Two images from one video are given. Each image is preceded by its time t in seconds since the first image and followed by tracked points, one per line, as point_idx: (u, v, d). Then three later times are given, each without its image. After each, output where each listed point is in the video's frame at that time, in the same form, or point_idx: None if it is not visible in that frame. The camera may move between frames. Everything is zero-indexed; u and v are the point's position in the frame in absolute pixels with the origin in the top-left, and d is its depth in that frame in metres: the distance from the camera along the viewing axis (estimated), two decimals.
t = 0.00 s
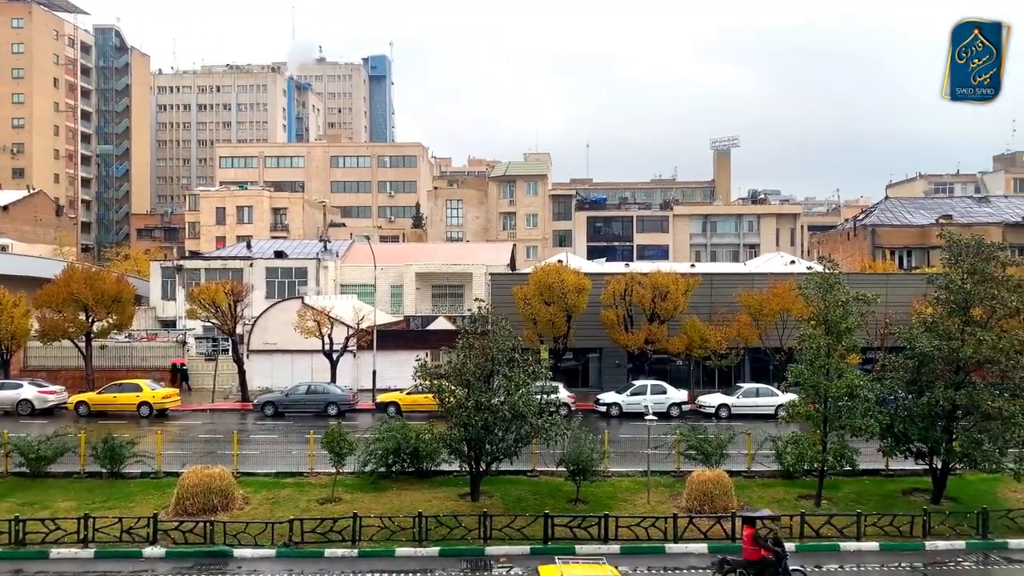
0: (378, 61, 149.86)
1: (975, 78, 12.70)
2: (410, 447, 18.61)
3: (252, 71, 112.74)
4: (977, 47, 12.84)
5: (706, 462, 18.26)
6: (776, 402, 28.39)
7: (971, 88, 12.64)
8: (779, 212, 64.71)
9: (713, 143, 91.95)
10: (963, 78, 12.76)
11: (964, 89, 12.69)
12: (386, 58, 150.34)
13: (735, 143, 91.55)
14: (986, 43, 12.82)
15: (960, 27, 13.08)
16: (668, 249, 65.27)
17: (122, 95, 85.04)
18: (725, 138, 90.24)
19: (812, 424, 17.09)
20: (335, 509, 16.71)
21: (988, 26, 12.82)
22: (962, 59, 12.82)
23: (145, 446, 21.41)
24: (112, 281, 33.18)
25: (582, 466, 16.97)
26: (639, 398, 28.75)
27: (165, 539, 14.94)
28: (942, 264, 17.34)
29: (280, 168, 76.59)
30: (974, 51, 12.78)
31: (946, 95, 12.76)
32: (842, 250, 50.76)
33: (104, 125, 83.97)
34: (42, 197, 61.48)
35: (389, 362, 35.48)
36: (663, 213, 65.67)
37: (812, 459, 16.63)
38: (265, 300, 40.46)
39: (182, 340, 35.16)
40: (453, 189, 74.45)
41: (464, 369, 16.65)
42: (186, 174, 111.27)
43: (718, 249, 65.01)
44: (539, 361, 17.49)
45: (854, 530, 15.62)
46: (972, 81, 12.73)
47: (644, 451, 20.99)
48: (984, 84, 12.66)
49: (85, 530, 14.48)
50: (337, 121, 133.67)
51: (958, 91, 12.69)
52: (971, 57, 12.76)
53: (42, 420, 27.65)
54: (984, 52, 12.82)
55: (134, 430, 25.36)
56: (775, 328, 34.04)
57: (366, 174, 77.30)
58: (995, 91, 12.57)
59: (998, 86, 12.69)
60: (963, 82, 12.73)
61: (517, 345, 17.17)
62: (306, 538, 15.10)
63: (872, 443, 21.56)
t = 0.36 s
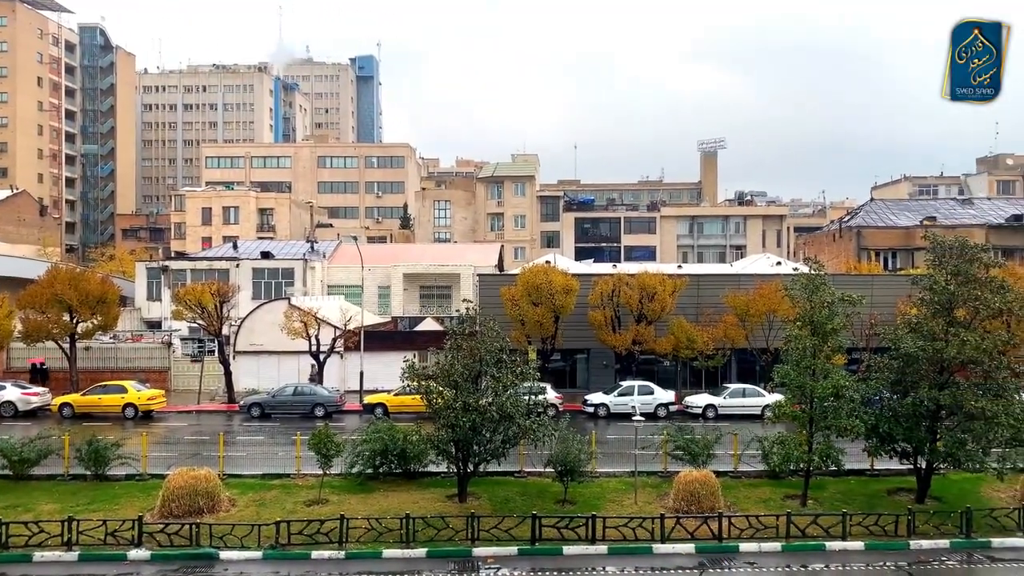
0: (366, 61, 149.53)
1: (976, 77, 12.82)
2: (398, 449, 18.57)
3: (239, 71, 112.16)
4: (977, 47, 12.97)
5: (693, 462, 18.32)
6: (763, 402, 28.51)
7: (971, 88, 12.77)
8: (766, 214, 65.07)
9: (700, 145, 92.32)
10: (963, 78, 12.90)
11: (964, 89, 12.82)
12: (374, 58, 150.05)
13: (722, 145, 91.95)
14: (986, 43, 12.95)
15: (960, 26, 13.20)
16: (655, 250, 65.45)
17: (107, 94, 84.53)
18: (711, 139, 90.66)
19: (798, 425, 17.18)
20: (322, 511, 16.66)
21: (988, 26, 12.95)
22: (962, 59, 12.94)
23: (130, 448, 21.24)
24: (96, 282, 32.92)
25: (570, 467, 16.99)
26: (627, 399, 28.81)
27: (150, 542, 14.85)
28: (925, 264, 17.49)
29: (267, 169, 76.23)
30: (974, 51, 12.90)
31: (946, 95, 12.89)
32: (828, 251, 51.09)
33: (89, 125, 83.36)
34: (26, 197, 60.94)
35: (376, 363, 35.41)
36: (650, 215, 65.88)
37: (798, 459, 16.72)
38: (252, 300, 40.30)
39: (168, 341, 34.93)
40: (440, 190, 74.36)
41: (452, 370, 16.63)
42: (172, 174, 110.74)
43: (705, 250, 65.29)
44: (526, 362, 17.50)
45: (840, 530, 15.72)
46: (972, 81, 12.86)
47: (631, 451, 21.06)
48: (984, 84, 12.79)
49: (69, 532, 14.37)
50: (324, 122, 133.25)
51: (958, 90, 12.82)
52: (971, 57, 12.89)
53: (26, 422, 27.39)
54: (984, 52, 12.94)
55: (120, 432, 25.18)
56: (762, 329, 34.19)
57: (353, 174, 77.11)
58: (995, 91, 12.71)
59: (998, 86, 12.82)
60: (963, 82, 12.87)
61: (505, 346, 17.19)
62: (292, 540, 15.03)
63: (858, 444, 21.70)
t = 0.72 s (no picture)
0: (352, 61, 149.01)
1: (976, 77, 12.96)
2: (384, 450, 18.50)
3: (224, 71, 111.48)
4: (978, 47, 13.11)
5: (679, 462, 18.38)
6: (748, 402, 28.65)
7: (971, 88, 12.92)
8: (751, 215, 65.40)
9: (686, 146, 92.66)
10: (964, 78, 13.03)
11: (964, 89, 12.97)
12: (360, 58, 149.61)
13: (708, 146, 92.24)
14: (987, 43, 13.08)
15: (960, 26, 13.35)
16: (641, 250, 65.60)
17: (91, 93, 83.89)
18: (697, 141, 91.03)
19: (783, 425, 17.28)
20: (308, 513, 16.58)
21: (988, 26, 13.08)
22: (962, 59, 13.08)
23: (113, 450, 21.06)
24: (79, 283, 32.64)
25: (557, 468, 17.00)
26: (613, 399, 28.87)
27: (134, 544, 14.74)
28: (909, 265, 17.62)
29: (252, 169, 75.82)
30: (974, 51, 13.03)
31: (946, 95, 13.04)
32: (812, 252, 51.41)
33: (72, 124, 82.67)
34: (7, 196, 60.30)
35: (363, 364, 35.30)
36: (637, 215, 66.05)
37: (783, 459, 16.82)
38: (237, 301, 40.07)
39: (152, 342, 34.65)
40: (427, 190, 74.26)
41: (439, 371, 16.60)
42: (156, 174, 110.12)
43: (691, 251, 65.53)
44: (513, 362, 17.48)
45: (824, 529, 15.83)
46: (972, 81, 12.99)
47: (618, 451, 21.09)
48: (984, 84, 12.92)
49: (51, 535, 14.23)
50: (310, 122, 132.76)
51: (958, 90, 12.97)
52: (971, 57, 13.03)
53: (7, 424, 27.10)
54: (984, 52, 13.08)
55: (103, 434, 24.96)
56: (747, 329, 34.35)
57: (340, 174, 76.87)
58: (995, 91, 12.85)
59: (998, 85, 12.95)
60: (963, 82, 13.01)
61: (492, 347, 17.17)
62: (278, 542, 14.95)
63: (843, 444, 21.84)
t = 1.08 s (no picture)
0: (338, 62, 148.47)
1: (976, 77, 13.08)
2: (371, 451, 18.44)
3: (209, 71, 110.87)
4: (978, 47, 13.22)
5: (665, 462, 18.44)
6: (734, 403, 28.77)
7: (971, 88, 13.03)
8: (736, 216, 65.73)
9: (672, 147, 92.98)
10: (963, 79, 13.15)
11: (964, 89, 13.09)
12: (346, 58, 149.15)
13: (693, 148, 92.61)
14: (986, 43, 13.19)
15: (960, 26, 13.45)
16: (628, 252, 65.76)
17: (74, 93, 83.20)
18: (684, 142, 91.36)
19: (768, 425, 17.37)
20: (294, 515, 16.50)
21: (988, 26, 13.19)
22: (962, 59, 13.18)
23: (96, 453, 20.87)
24: (62, 284, 32.35)
25: (543, 469, 17.02)
26: (600, 400, 28.91)
27: (117, 548, 14.61)
28: (893, 267, 17.76)
29: (237, 169, 75.40)
30: (974, 51, 13.14)
31: (946, 95, 13.16)
32: (798, 253, 51.73)
33: (55, 124, 81.97)
34: None
35: (349, 366, 35.18)
36: (623, 217, 66.22)
37: (769, 459, 16.92)
38: (222, 302, 39.86)
39: (136, 344, 34.38)
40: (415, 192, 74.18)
41: (426, 372, 16.58)
42: (141, 175, 109.48)
43: (677, 252, 65.73)
44: (500, 364, 17.48)
45: (810, 529, 15.91)
46: (972, 81, 13.11)
47: (604, 452, 21.12)
48: (984, 84, 13.04)
49: (34, 539, 14.08)
50: (296, 123, 132.21)
51: (958, 90, 13.10)
52: (971, 57, 13.13)
53: None
54: (984, 52, 13.20)
55: (86, 436, 24.74)
56: (733, 330, 34.49)
57: (326, 175, 76.61)
58: (995, 91, 12.97)
59: (998, 86, 13.07)
60: (963, 82, 13.12)
61: (479, 348, 17.16)
62: (264, 544, 14.89)
63: (828, 443, 22.00)
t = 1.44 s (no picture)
0: (324, 62, 147.95)
1: (976, 78, 13.39)
2: (357, 453, 18.38)
3: (195, 70, 110.24)
4: (978, 47, 13.55)
5: (652, 463, 18.50)
6: (720, 403, 28.90)
7: (971, 87, 13.34)
8: (723, 218, 66.04)
9: (659, 149, 93.32)
10: (964, 78, 13.45)
11: (964, 88, 13.39)
12: (332, 58, 148.71)
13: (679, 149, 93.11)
14: (987, 43, 13.53)
15: (961, 27, 13.79)
16: (614, 253, 65.93)
17: (57, 92, 82.48)
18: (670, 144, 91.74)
19: (754, 425, 17.46)
20: (280, 517, 16.42)
21: (988, 26, 13.53)
22: (962, 59, 13.52)
23: (80, 455, 20.70)
24: (45, 285, 32.04)
25: (531, 470, 17.02)
26: (587, 401, 28.96)
27: (101, 551, 14.46)
28: (877, 268, 17.90)
29: (223, 170, 74.99)
30: (974, 51, 13.48)
31: (947, 95, 13.47)
32: (783, 254, 52.04)
33: (37, 123, 81.24)
34: None
35: (335, 367, 35.06)
36: (610, 218, 66.39)
37: (755, 460, 16.98)
38: (207, 304, 39.62)
39: (121, 345, 34.13)
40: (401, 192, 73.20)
41: (413, 373, 16.55)
42: (125, 175, 108.74)
43: (664, 253, 65.97)
44: (488, 365, 17.47)
45: (796, 528, 16.00)
46: (972, 81, 13.42)
47: (591, 453, 21.14)
48: (984, 84, 13.34)
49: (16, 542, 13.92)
50: (282, 123, 131.61)
51: (959, 90, 13.40)
52: (971, 58, 13.47)
53: None
54: (984, 52, 13.52)
55: (70, 438, 24.53)
56: (719, 331, 34.63)
57: (312, 176, 76.33)
58: (995, 91, 13.27)
59: (997, 85, 13.38)
60: (963, 82, 13.43)
61: (466, 349, 17.14)
62: (250, 546, 14.80)
63: (813, 443, 22.15)
